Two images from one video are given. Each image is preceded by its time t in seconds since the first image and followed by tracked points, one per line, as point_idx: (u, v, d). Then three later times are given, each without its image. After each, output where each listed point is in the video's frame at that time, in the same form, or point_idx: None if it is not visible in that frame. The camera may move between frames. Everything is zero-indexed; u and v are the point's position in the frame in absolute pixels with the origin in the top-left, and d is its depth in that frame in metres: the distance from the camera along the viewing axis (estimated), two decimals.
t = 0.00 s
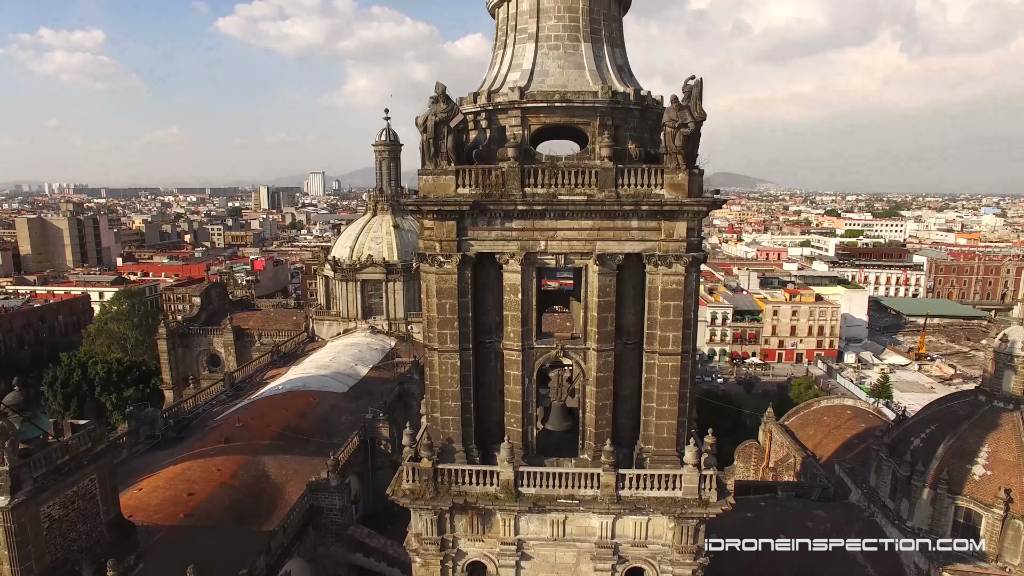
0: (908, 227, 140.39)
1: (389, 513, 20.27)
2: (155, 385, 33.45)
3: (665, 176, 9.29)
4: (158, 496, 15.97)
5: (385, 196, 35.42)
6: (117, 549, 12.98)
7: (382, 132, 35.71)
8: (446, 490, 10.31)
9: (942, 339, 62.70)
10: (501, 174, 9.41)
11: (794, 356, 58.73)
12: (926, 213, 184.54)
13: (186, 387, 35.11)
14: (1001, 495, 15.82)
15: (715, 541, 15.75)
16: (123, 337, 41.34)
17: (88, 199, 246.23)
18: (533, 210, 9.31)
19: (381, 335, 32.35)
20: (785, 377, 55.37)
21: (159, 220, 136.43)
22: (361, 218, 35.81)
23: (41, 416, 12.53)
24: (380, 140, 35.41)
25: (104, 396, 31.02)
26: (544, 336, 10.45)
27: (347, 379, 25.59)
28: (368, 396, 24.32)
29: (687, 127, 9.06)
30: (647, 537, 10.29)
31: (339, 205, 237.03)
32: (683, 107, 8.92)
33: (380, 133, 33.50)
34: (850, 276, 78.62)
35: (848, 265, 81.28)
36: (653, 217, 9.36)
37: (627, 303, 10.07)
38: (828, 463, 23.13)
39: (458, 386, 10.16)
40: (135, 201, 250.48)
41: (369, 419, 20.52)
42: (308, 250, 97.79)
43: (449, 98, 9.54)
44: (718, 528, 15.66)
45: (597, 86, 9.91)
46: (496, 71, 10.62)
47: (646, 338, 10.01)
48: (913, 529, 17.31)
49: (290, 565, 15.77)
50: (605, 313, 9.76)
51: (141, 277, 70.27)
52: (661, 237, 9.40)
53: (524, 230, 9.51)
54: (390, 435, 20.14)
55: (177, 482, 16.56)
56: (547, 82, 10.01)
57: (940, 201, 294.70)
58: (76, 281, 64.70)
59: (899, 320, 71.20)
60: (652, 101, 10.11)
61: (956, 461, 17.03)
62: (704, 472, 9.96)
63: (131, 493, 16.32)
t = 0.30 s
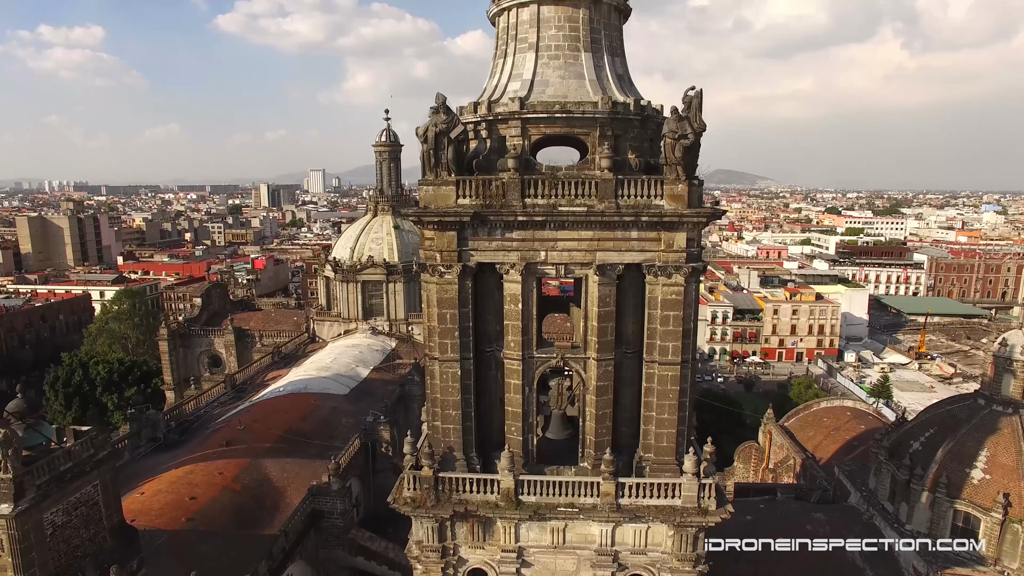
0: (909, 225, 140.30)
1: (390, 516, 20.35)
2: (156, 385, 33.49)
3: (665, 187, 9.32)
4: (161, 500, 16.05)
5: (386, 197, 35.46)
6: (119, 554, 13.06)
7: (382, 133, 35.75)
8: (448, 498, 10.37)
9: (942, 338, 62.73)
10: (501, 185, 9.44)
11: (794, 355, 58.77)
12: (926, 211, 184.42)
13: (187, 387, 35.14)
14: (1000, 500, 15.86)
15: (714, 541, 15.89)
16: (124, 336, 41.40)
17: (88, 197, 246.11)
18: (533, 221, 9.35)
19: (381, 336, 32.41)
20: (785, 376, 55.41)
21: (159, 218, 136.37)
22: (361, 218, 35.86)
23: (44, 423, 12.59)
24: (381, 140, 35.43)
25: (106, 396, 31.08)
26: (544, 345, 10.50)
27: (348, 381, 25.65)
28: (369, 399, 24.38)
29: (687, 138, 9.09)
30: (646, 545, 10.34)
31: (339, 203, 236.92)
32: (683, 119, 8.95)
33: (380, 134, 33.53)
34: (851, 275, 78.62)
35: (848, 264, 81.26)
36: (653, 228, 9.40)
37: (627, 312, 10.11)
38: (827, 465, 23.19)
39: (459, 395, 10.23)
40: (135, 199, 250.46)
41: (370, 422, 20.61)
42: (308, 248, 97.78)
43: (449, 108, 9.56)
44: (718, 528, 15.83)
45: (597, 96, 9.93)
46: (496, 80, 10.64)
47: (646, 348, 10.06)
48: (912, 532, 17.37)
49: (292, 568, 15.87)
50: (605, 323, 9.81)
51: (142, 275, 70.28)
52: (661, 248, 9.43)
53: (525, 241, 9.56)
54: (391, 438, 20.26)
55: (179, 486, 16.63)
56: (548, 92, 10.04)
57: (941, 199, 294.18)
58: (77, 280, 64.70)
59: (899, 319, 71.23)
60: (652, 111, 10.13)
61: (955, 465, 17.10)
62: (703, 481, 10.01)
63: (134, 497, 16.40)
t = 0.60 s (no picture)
0: (909, 223, 140.13)
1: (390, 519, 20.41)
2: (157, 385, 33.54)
3: (665, 199, 9.36)
4: (162, 505, 16.11)
5: (387, 198, 35.48)
6: (121, 560, 13.15)
7: (382, 134, 35.75)
8: (448, 506, 10.44)
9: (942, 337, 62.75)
10: (502, 196, 9.47)
11: (794, 354, 58.81)
12: (927, 209, 184.47)
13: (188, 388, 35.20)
14: (998, 505, 15.92)
15: (714, 543, 16.01)
16: (125, 336, 41.44)
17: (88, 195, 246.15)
18: (533, 232, 9.40)
19: (382, 338, 32.47)
20: (786, 375, 55.48)
21: (159, 216, 136.39)
22: (362, 219, 35.91)
23: (47, 430, 12.60)
24: (381, 142, 35.44)
25: (107, 397, 31.15)
26: (545, 355, 10.56)
27: (348, 384, 25.70)
28: (370, 401, 24.45)
29: (686, 150, 9.12)
30: (646, 553, 10.38)
31: (340, 201, 236.76)
32: (683, 131, 8.98)
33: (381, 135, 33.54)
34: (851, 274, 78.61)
35: (848, 263, 81.27)
36: (653, 239, 9.44)
37: (627, 322, 10.16)
38: (827, 467, 23.25)
39: (459, 405, 10.30)
40: (136, 197, 250.55)
41: (370, 425, 20.68)
42: (308, 247, 97.77)
43: (450, 119, 9.58)
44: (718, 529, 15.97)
45: (597, 106, 9.96)
46: (496, 90, 10.66)
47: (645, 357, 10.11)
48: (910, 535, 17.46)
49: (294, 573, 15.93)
50: (604, 333, 9.87)
51: (143, 275, 70.32)
52: (661, 258, 9.48)
53: (525, 251, 9.60)
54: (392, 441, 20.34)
55: (181, 490, 16.69)
56: (548, 102, 10.06)
57: (942, 197, 293.78)
58: (78, 279, 64.72)
59: (899, 318, 71.22)
60: (652, 121, 10.16)
61: (954, 469, 17.16)
62: (703, 490, 10.06)
63: (136, 501, 16.47)
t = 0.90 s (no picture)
0: (910, 222, 140.00)
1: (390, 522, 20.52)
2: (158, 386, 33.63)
3: (664, 211, 9.39)
4: (164, 510, 16.16)
5: (387, 199, 35.53)
6: (123, 565, 13.24)
7: (382, 135, 35.75)
8: (449, 514, 10.50)
9: (942, 337, 62.81)
10: (502, 207, 9.51)
11: (794, 353, 58.86)
12: (928, 207, 184.34)
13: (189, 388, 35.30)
14: (997, 509, 15.95)
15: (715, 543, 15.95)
16: (126, 336, 41.54)
17: (89, 193, 246.43)
18: (533, 243, 9.45)
19: (382, 339, 32.53)
20: (785, 374, 55.53)
21: (160, 215, 136.40)
22: (363, 221, 35.95)
23: (50, 438, 12.70)
24: (381, 143, 35.47)
25: (108, 397, 31.25)
26: (545, 364, 10.62)
27: (349, 386, 25.74)
28: (371, 404, 24.53)
29: (686, 162, 9.16)
30: (645, 560, 10.42)
31: (340, 199, 236.79)
32: (682, 143, 9.01)
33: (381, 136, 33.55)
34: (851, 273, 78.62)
35: (848, 261, 81.30)
36: (652, 250, 9.47)
37: (626, 331, 10.20)
38: (826, 469, 23.32)
39: (460, 414, 10.36)
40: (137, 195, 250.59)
41: (371, 428, 20.76)
42: (308, 245, 97.81)
43: (451, 130, 9.60)
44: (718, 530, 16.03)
45: (597, 117, 9.99)
46: (496, 100, 10.69)
47: (645, 367, 10.16)
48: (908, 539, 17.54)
49: None
50: (604, 343, 9.92)
51: (144, 274, 70.47)
52: (660, 269, 9.52)
53: (525, 262, 9.64)
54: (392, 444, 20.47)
55: (182, 495, 16.75)
56: (549, 113, 10.09)
57: (942, 195, 293.51)
58: (78, 278, 64.86)
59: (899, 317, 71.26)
60: (652, 131, 10.18)
61: (952, 473, 17.21)
62: (702, 499, 10.11)
63: (138, 505, 16.55)
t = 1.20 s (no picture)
0: (910, 220, 139.86)
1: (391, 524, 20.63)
2: (159, 386, 33.73)
3: (664, 222, 9.43)
4: (166, 514, 16.25)
5: (387, 200, 35.58)
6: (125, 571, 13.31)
7: (383, 137, 35.77)
8: (450, 522, 10.56)
9: (942, 336, 62.84)
10: (502, 219, 9.55)
11: (794, 353, 58.92)
12: (928, 205, 183.95)
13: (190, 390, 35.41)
14: (995, 513, 16.02)
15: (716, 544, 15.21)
16: (127, 336, 41.62)
17: (90, 191, 246.66)
18: (534, 254, 9.49)
19: (383, 340, 32.60)
20: (785, 373, 55.59)
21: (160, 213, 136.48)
22: (363, 222, 36.02)
23: (53, 445, 12.87)
24: (382, 144, 35.46)
25: (109, 398, 31.32)
26: (545, 373, 10.67)
27: (350, 388, 25.81)
28: (372, 406, 24.60)
29: (686, 174, 9.20)
30: (645, 568, 10.47)
31: (340, 197, 236.79)
32: (682, 156, 9.05)
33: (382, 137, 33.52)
34: (851, 272, 78.62)
35: (849, 260, 81.27)
36: (652, 261, 9.51)
37: (626, 341, 10.25)
38: (826, 471, 23.38)
39: (461, 423, 10.42)
40: (137, 193, 250.74)
41: (372, 432, 20.85)
42: (308, 244, 97.77)
43: (451, 142, 9.64)
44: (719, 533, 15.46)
45: (597, 128, 10.02)
46: (496, 110, 10.73)
47: (645, 377, 10.22)
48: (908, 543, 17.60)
49: None
50: (604, 353, 9.97)
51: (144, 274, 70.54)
52: (659, 280, 9.57)
53: (525, 272, 9.69)
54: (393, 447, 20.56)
55: (184, 499, 16.84)
56: (549, 123, 10.13)
57: (942, 192, 293.12)
58: (79, 278, 64.91)
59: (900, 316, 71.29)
60: (652, 142, 10.22)
61: (951, 478, 17.28)
62: (701, 508, 10.16)
63: (140, 510, 16.64)
